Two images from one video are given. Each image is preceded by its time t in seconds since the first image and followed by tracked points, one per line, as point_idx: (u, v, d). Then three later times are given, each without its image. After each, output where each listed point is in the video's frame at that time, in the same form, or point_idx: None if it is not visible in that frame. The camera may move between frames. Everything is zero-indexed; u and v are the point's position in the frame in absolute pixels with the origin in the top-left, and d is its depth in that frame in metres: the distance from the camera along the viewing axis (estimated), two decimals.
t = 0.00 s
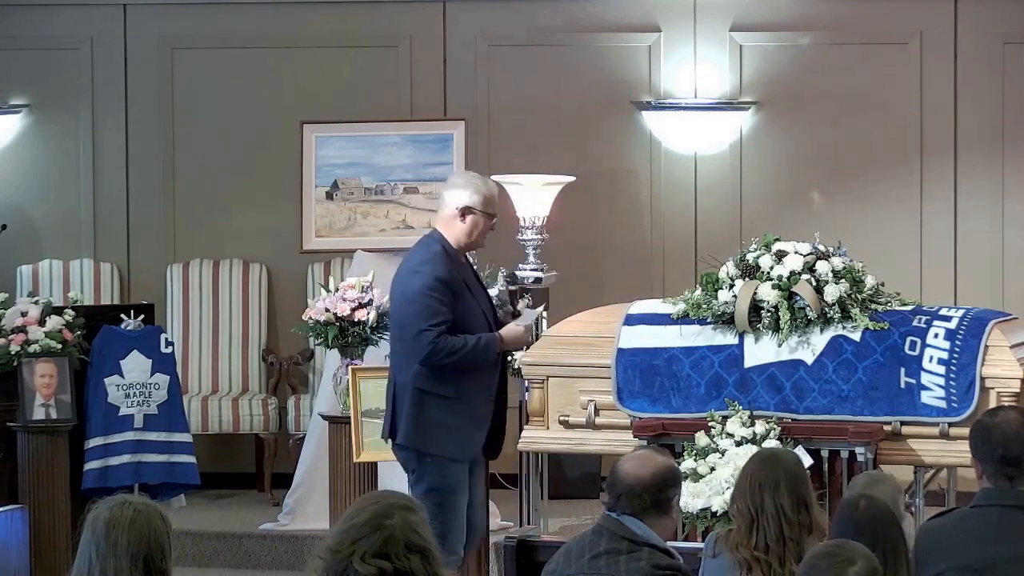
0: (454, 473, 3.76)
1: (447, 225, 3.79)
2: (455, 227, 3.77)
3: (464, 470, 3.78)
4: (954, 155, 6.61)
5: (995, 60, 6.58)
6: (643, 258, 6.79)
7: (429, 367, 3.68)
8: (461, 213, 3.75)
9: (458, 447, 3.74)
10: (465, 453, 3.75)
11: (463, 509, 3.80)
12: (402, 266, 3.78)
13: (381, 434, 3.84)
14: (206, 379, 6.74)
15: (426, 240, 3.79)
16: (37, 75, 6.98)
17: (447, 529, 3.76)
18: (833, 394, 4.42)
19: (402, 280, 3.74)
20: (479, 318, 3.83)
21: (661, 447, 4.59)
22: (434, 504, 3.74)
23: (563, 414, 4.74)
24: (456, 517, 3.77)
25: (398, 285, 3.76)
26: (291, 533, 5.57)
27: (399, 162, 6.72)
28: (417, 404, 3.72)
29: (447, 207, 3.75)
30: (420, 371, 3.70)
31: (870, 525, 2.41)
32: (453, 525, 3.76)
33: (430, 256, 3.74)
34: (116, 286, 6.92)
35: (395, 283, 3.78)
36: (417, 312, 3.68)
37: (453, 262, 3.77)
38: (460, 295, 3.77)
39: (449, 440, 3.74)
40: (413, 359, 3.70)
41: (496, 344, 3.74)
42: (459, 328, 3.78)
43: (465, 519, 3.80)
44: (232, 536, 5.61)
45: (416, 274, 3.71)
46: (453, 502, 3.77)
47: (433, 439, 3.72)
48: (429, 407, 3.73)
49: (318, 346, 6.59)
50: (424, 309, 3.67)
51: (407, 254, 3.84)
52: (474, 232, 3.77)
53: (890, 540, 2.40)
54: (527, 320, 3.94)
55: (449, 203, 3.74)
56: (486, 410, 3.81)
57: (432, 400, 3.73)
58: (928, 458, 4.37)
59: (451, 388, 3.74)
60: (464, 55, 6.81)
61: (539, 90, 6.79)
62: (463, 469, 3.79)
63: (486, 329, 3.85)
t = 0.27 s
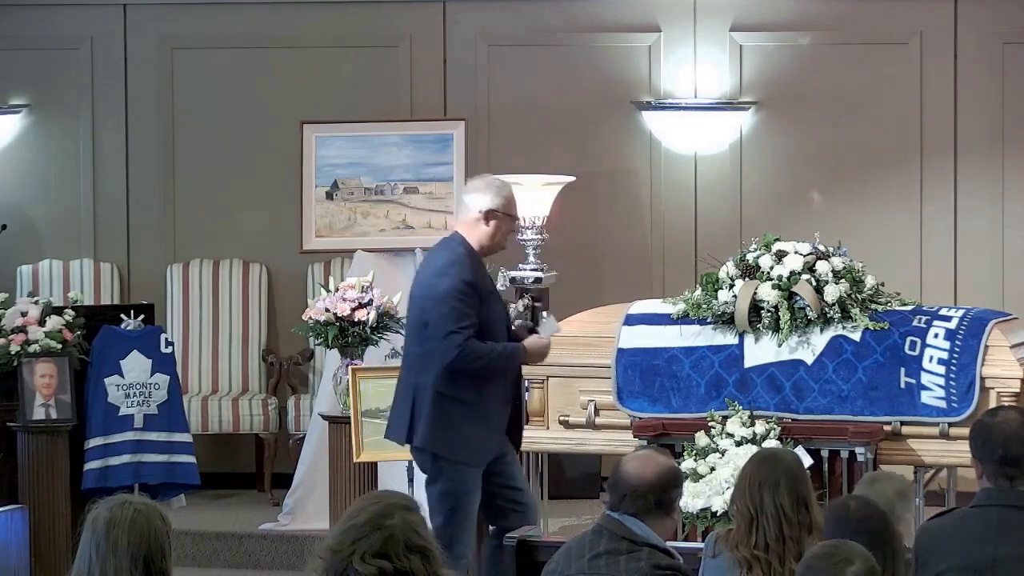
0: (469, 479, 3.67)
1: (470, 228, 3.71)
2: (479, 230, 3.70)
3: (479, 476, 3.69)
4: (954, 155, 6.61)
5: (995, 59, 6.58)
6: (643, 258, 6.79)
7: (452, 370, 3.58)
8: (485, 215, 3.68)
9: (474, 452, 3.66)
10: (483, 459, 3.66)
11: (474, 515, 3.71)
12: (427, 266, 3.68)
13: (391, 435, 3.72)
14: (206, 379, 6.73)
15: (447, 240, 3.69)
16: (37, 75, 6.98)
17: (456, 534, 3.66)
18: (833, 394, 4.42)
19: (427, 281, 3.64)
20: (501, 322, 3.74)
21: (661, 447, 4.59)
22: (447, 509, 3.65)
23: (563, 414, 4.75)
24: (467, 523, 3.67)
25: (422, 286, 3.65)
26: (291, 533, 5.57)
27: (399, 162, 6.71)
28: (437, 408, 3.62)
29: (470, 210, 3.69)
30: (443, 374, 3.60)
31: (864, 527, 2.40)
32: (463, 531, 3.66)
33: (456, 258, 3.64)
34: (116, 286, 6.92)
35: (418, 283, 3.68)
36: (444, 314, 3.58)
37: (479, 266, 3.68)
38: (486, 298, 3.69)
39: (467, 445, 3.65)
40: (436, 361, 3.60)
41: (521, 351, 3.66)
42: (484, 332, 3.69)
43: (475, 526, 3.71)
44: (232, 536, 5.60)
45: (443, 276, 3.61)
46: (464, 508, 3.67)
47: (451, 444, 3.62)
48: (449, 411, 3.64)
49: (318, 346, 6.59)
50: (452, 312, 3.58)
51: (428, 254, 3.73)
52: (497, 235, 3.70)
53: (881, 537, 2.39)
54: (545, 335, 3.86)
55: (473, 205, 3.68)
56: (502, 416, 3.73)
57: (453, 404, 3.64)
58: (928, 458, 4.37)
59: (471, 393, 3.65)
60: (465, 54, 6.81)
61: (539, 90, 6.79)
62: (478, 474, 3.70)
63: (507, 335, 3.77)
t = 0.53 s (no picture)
0: (495, 483, 3.55)
1: (510, 231, 3.56)
2: (519, 233, 3.55)
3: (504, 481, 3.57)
4: (954, 155, 6.61)
5: (995, 59, 6.58)
6: (644, 257, 6.79)
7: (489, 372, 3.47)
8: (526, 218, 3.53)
9: (505, 457, 3.53)
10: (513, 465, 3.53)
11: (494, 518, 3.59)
12: (467, 266, 3.56)
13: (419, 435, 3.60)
14: (206, 378, 6.73)
15: (488, 243, 3.54)
16: (37, 75, 6.98)
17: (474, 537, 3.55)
18: (833, 394, 4.42)
19: (468, 281, 3.52)
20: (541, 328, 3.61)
21: (661, 447, 4.59)
22: (469, 511, 3.54)
23: (563, 414, 4.75)
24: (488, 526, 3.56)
25: (462, 286, 3.53)
26: (290, 533, 5.57)
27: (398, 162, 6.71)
28: (471, 410, 3.50)
29: (510, 212, 3.54)
30: (480, 377, 3.48)
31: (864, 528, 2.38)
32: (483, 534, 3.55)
33: (497, 259, 3.51)
34: (116, 286, 6.92)
35: (457, 283, 3.56)
36: (486, 316, 3.46)
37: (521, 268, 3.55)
38: (527, 300, 3.57)
39: (497, 449, 3.52)
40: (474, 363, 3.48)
41: (561, 359, 3.51)
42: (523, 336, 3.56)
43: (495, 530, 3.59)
44: (231, 536, 5.61)
45: (486, 276, 3.49)
46: (486, 511, 3.55)
47: (483, 448, 3.50)
48: (482, 413, 3.51)
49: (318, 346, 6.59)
50: (494, 314, 3.46)
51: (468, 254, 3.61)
52: (538, 238, 3.56)
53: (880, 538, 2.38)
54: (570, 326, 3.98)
55: (512, 207, 3.53)
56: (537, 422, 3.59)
57: (487, 407, 3.51)
58: (928, 458, 4.38)
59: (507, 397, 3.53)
60: (465, 54, 6.81)
61: (539, 90, 6.79)
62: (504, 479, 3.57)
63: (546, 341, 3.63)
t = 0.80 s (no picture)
0: (558, 480, 3.50)
1: (563, 231, 3.53)
2: (573, 234, 3.52)
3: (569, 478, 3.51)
4: (954, 155, 6.61)
5: (995, 59, 6.58)
6: (644, 257, 6.78)
7: (546, 370, 3.43)
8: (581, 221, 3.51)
9: (565, 454, 3.47)
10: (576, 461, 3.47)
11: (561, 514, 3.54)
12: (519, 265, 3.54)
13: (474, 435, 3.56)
14: (206, 378, 6.73)
15: (544, 245, 3.50)
16: (37, 75, 6.98)
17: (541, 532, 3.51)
18: (833, 394, 4.42)
19: (521, 279, 3.51)
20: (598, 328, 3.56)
21: (662, 447, 4.62)
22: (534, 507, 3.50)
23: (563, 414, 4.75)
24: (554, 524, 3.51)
25: (515, 285, 3.52)
26: (290, 533, 5.57)
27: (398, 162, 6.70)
28: (529, 408, 3.45)
29: (566, 214, 3.51)
30: (537, 374, 3.44)
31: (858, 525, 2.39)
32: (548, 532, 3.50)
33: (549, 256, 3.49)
34: (116, 286, 6.92)
35: (510, 283, 3.54)
36: (541, 313, 3.45)
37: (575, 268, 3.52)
38: (583, 300, 3.52)
39: (559, 446, 3.46)
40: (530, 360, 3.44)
41: (618, 357, 3.45)
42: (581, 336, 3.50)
43: (560, 530, 3.53)
44: (232, 536, 5.61)
45: (539, 274, 3.47)
46: (552, 509, 3.51)
47: (542, 446, 3.44)
48: (540, 413, 3.46)
49: (318, 346, 6.60)
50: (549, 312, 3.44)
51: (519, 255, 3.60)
52: (592, 242, 3.55)
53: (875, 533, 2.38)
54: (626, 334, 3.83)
55: (569, 208, 3.50)
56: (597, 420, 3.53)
57: (545, 406, 3.46)
58: (928, 458, 4.38)
59: (566, 396, 3.47)
60: (464, 54, 6.81)
61: (539, 90, 6.79)
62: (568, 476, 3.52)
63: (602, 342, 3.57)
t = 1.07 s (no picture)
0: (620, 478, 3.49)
1: (610, 227, 3.51)
2: (621, 229, 3.50)
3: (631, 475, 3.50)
4: (954, 155, 6.61)
5: (995, 59, 6.58)
6: (644, 257, 6.79)
7: (601, 369, 3.42)
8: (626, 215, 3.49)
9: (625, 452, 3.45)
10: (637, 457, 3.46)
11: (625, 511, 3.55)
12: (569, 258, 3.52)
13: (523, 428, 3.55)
14: (206, 378, 6.73)
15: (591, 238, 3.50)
16: (36, 75, 6.98)
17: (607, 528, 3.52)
18: (833, 394, 4.42)
19: (573, 273, 3.48)
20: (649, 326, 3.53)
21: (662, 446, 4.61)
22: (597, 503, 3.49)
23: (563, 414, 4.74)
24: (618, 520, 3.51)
25: (567, 278, 3.49)
26: (290, 533, 5.57)
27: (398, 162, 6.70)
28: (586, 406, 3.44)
29: (614, 208, 3.50)
30: (591, 368, 3.43)
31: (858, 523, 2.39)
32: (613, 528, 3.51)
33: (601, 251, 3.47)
34: (116, 286, 6.92)
35: (560, 275, 3.52)
36: (595, 308, 3.42)
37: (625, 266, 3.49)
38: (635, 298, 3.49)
39: (618, 444, 3.45)
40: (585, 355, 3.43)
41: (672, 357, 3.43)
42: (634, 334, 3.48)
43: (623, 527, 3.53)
44: (232, 536, 5.61)
45: (592, 269, 3.45)
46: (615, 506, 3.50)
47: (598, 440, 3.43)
48: (597, 410, 3.45)
49: (318, 346, 6.60)
50: (603, 306, 3.42)
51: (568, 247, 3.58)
52: (638, 237, 3.52)
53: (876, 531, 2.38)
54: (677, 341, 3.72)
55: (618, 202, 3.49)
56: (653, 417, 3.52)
57: (602, 404, 3.45)
58: (928, 458, 4.37)
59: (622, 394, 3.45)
60: (465, 54, 6.81)
61: (539, 90, 6.79)
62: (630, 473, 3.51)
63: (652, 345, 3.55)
